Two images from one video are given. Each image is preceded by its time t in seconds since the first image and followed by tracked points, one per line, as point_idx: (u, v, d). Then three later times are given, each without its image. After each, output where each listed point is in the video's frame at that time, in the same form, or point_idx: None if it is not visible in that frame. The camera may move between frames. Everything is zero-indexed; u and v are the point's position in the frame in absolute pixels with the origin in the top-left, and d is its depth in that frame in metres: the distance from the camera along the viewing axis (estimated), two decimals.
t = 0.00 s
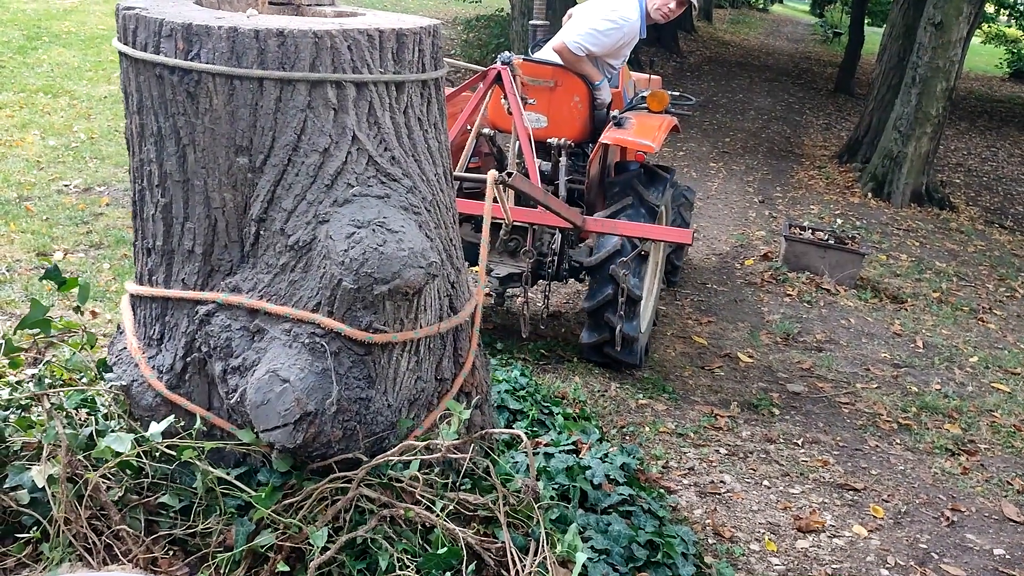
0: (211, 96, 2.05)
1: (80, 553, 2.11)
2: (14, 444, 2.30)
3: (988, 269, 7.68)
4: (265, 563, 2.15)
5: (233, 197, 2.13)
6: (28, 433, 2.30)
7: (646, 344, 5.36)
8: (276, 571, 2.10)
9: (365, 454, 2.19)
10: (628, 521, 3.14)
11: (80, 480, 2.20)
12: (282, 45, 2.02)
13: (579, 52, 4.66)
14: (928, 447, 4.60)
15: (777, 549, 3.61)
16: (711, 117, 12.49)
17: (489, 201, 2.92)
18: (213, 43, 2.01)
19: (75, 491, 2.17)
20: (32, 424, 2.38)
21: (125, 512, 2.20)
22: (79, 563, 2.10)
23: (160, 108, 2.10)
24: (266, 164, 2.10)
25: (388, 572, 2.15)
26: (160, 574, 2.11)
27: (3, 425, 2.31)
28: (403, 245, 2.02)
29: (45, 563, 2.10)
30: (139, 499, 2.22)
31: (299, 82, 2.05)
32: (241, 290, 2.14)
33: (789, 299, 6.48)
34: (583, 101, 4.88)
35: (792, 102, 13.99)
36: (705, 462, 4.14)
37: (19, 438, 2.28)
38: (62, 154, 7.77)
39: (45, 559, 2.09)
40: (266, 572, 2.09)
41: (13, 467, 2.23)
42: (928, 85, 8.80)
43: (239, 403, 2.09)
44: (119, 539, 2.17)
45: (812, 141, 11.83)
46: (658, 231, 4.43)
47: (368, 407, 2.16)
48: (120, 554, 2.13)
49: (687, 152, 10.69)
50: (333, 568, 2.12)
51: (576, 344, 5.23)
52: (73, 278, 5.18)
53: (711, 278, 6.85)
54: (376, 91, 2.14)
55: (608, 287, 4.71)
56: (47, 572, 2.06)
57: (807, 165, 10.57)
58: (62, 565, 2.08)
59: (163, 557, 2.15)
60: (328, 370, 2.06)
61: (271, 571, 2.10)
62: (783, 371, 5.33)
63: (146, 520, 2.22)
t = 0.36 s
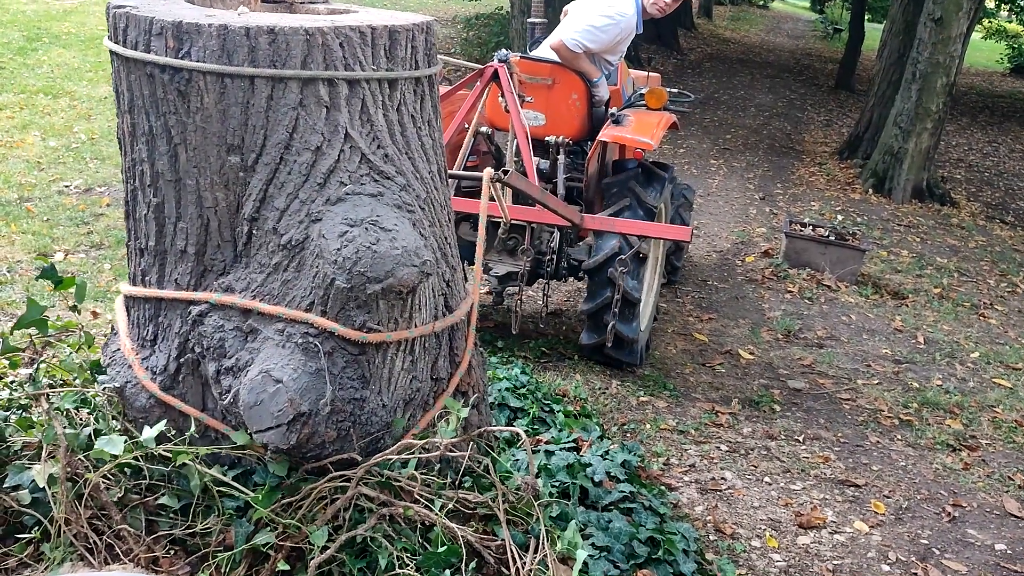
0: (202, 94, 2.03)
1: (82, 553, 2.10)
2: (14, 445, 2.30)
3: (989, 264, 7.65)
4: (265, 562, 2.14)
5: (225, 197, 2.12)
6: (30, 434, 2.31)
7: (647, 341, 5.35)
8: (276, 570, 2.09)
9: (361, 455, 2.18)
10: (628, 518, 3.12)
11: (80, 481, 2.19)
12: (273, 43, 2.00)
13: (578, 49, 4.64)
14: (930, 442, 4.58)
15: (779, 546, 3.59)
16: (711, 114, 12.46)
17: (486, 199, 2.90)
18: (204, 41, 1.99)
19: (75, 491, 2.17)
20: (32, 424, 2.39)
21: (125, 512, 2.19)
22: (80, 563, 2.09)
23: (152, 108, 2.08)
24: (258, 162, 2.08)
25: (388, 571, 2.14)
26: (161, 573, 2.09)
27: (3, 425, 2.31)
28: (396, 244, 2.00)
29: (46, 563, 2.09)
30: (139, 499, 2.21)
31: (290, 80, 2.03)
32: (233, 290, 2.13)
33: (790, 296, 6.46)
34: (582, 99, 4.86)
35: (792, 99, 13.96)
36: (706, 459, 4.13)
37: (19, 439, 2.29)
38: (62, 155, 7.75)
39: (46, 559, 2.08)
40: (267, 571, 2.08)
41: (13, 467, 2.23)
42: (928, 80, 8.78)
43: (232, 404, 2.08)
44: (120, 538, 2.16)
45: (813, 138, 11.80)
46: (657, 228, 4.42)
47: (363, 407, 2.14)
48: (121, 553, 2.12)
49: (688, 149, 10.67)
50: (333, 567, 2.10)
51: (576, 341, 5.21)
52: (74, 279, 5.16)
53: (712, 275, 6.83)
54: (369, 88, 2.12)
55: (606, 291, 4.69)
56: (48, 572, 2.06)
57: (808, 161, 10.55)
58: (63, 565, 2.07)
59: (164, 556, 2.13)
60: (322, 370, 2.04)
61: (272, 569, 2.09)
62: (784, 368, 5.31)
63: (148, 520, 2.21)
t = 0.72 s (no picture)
0: (193, 92, 2.01)
1: (83, 552, 2.08)
2: (14, 445, 2.28)
3: (990, 260, 7.63)
4: (266, 561, 2.12)
5: (218, 196, 2.10)
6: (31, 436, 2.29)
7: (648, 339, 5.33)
8: (277, 569, 2.08)
9: (358, 454, 2.16)
10: (630, 515, 3.10)
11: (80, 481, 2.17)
12: (264, 40, 1.97)
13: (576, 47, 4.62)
14: (931, 438, 4.56)
15: (780, 542, 3.58)
16: (710, 111, 12.44)
17: (482, 197, 2.87)
18: (195, 38, 1.97)
19: (76, 492, 2.15)
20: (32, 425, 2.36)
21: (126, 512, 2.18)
22: (82, 562, 2.07)
23: (143, 106, 2.06)
24: (250, 161, 2.06)
25: (388, 569, 2.13)
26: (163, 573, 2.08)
27: (3, 424, 2.29)
28: (390, 242, 1.98)
29: (47, 563, 2.07)
30: (140, 499, 2.19)
31: (282, 77, 2.00)
32: (227, 290, 2.11)
33: (790, 292, 6.43)
34: (579, 96, 4.84)
35: (792, 95, 13.93)
36: (707, 456, 4.11)
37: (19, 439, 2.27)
38: (62, 155, 7.73)
39: (48, 558, 2.06)
40: (268, 570, 2.07)
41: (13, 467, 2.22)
42: (928, 76, 8.76)
43: (225, 404, 2.06)
44: (122, 538, 2.15)
45: (813, 134, 11.77)
46: (656, 226, 4.39)
47: (358, 407, 2.11)
48: (123, 553, 2.11)
49: (688, 146, 10.64)
50: (334, 566, 2.09)
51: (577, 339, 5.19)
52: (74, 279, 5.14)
53: (712, 272, 6.81)
54: (361, 85, 2.10)
55: (605, 293, 4.66)
56: (49, 571, 2.04)
57: (808, 158, 10.52)
58: (65, 565, 2.05)
59: (166, 556, 2.12)
60: (316, 370, 2.02)
61: (273, 568, 2.07)
62: (785, 364, 5.29)
63: (149, 519, 2.20)
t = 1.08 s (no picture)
0: (182, 93, 1.99)
1: (82, 556, 2.06)
2: (14, 446, 2.26)
3: (990, 258, 7.60)
4: (264, 563, 2.11)
5: (208, 197, 2.08)
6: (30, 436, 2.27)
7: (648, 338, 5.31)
8: (275, 571, 2.06)
9: (353, 456, 2.15)
10: (630, 515, 3.09)
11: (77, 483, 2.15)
12: (253, 40, 1.95)
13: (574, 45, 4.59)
14: (931, 436, 4.54)
15: (780, 541, 3.56)
16: (710, 110, 12.42)
17: (477, 198, 2.85)
18: (183, 38, 1.95)
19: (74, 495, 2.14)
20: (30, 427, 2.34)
21: (125, 514, 2.16)
22: (81, 565, 2.05)
23: (132, 107, 2.04)
24: (240, 162, 2.04)
25: (386, 571, 2.10)
26: None
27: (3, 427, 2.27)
28: (381, 243, 1.96)
29: (46, 565, 2.05)
30: (139, 501, 2.18)
31: (272, 77, 1.98)
32: (217, 292, 2.09)
33: (790, 291, 6.41)
34: (577, 95, 4.81)
35: (791, 94, 13.90)
36: (707, 455, 4.09)
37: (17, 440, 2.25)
38: (61, 157, 7.71)
39: (47, 562, 2.03)
40: (265, 572, 2.05)
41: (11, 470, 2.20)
42: (927, 74, 8.74)
43: (216, 408, 2.04)
44: (121, 540, 2.13)
45: (812, 133, 11.75)
46: (653, 226, 4.37)
47: (350, 410, 2.09)
48: (122, 555, 2.09)
49: (687, 145, 10.62)
50: (331, 568, 2.08)
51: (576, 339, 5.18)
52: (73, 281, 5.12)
53: (712, 271, 6.79)
54: (352, 85, 2.08)
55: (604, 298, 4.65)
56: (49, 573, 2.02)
57: (808, 156, 10.50)
58: (64, 567, 2.03)
59: (165, 558, 2.11)
60: (306, 373, 2.00)
61: (270, 571, 2.06)
62: (785, 363, 5.27)
63: (148, 522, 2.18)
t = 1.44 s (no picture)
0: (183, 96, 1.98)
1: (90, 558, 2.10)
2: (21, 450, 2.27)
3: (999, 258, 7.56)
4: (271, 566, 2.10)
5: (208, 201, 2.07)
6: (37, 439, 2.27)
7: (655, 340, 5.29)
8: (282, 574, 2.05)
9: (355, 461, 2.13)
10: (637, 518, 3.08)
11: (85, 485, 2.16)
12: (253, 42, 1.94)
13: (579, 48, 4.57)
14: (940, 438, 4.51)
15: (788, 543, 3.53)
16: (716, 112, 12.39)
17: (480, 200, 2.83)
18: (183, 41, 1.94)
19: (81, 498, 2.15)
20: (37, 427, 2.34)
21: (133, 517, 2.17)
22: (89, 567, 2.09)
23: (132, 111, 2.04)
24: (240, 165, 2.03)
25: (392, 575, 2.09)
26: None
27: (9, 430, 2.27)
28: (382, 247, 1.94)
29: (55, 568, 2.09)
30: (145, 504, 2.18)
31: (272, 80, 1.97)
32: (218, 296, 2.08)
33: (797, 292, 6.38)
34: (582, 98, 4.79)
35: (798, 95, 13.86)
36: (714, 457, 4.06)
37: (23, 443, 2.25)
38: (69, 162, 7.72)
39: (54, 565, 2.08)
40: None
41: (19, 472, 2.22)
42: (934, 75, 8.70)
43: (217, 413, 2.03)
44: (130, 543, 2.15)
45: (819, 134, 11.71)
46: (657, 227, 4.36)
47: (351, 414, 2.07)
48: (130, 558, 2.11)
49: (694, 147, 10.60)
50: (337, 571, 2.06)
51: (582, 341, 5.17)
52: (81, 285, 5.12)
53: (719, 272, 6.76)
54: (353, 87, 2.06)
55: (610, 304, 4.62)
56: None
57: (814, 157, 10.46)
58: (71, 570, 2.07)
59: (173, 561, 2.11)
60: (307, 378, 1.98)
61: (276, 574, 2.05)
62: (793, 365, 5.24)
63: (156, 525, 2.18)
